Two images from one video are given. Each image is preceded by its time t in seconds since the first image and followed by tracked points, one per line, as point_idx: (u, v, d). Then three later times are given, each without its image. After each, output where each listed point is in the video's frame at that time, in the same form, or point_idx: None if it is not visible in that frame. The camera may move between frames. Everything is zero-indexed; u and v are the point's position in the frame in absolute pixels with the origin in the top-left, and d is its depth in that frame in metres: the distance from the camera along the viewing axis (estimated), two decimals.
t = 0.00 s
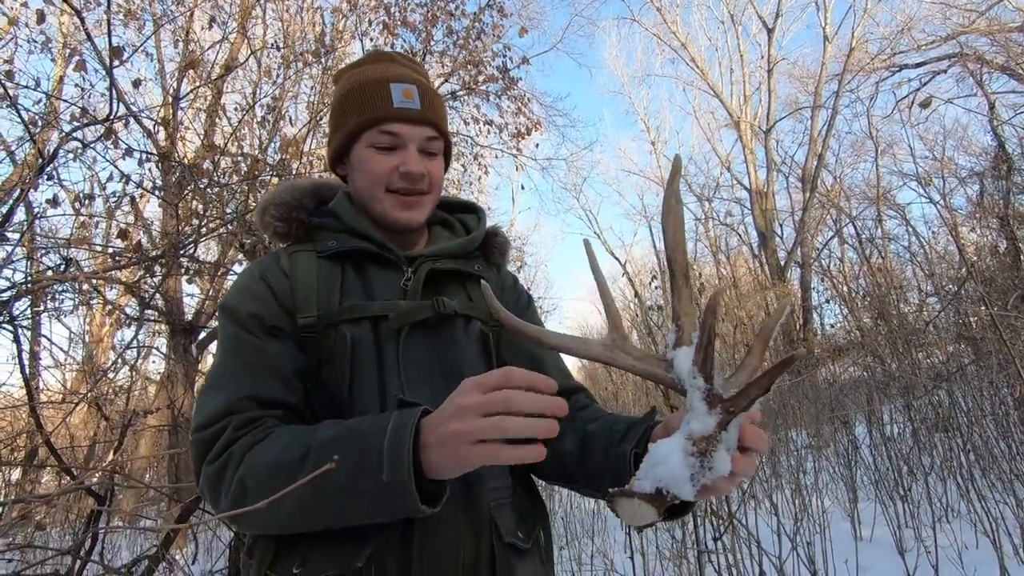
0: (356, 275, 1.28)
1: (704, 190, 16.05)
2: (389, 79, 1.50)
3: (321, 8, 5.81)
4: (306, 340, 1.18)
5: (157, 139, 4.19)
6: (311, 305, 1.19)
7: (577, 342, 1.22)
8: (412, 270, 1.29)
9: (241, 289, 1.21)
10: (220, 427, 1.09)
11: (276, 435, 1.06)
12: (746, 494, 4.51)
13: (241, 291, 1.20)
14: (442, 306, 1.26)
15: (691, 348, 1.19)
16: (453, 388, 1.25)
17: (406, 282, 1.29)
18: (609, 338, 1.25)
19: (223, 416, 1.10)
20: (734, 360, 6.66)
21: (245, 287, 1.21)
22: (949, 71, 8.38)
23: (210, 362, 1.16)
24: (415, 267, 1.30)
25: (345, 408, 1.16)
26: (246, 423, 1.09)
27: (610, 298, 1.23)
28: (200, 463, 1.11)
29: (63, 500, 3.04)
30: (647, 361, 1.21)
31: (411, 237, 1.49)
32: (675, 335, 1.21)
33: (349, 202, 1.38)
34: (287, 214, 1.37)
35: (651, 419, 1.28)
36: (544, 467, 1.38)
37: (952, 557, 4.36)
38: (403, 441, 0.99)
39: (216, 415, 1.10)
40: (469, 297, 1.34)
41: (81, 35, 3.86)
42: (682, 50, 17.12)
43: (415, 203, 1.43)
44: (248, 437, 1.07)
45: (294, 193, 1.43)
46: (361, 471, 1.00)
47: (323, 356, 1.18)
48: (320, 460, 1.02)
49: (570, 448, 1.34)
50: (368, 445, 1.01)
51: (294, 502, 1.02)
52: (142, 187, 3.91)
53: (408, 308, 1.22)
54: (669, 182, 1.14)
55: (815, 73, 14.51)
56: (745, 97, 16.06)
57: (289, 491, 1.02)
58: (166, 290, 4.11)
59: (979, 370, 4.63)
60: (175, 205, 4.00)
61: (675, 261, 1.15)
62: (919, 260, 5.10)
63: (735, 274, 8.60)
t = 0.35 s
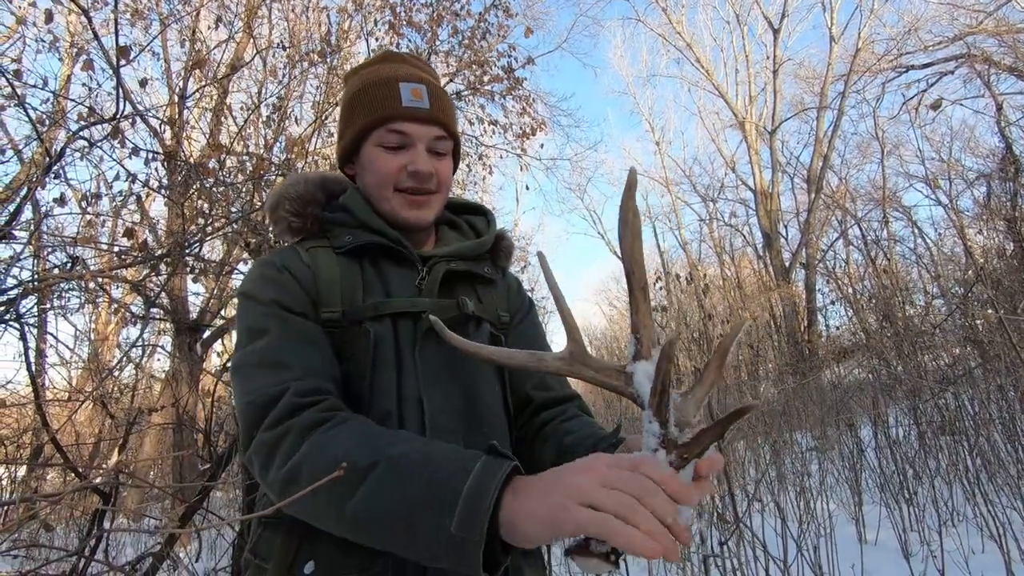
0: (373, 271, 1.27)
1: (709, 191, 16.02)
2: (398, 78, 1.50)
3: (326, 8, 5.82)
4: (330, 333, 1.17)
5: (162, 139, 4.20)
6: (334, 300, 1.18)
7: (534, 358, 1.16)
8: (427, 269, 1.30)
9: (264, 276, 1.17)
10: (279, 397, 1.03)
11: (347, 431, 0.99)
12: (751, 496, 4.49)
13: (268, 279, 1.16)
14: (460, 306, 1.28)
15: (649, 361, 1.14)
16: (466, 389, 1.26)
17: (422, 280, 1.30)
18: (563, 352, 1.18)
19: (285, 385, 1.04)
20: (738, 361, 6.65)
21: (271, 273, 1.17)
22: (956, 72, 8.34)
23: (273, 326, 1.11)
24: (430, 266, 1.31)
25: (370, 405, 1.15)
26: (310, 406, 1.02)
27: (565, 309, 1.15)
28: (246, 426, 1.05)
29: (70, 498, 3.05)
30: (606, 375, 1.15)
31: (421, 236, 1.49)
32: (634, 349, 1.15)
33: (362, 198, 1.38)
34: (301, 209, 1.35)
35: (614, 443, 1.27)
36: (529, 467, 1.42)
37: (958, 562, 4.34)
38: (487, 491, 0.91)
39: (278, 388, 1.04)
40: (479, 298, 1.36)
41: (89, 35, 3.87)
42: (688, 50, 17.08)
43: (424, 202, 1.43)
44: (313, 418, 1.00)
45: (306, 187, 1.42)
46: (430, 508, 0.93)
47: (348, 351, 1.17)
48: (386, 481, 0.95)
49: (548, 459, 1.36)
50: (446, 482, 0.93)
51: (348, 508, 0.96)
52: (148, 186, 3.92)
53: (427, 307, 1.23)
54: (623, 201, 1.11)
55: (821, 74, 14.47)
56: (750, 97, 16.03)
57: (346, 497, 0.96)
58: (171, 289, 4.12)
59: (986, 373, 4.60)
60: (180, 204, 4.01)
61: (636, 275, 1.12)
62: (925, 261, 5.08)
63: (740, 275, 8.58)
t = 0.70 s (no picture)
0: (382, 270, 1.27)
1: (712, 191, 15.98)
2: (409, 76, 1.50)
3: (331, 8, 5.82)
4: (334, 332, 1.16)
5: (168, 138, 4.21)
6: (341, 299, 1.18)
7: (553, 365, 1.17)
8: (437, 269, 1.31)
9: (268, 275, 1.16)
10: (274, 420, 1.01)
11: (346, 461, 0.98)
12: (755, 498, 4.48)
13: (270, 277, 1.16)
14: (470, 307, 1.28)
15: (669, 360, 1.16)
16: (476, 390, 1.26)
17: (431, 280, 1.30)
18: (582, 356, 1.19)
19: (281, 408, 1.02)
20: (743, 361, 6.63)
21: (274, 273, 1.16)
22: (961, 73, 8.31)
23: (266, 339, 1.09)
24: (440, 266, 1.31)
25: (377, 405, 1.16)
26: (305, 433, 1.01)
27: (584, 317, 1.16)
28: (240, 444, 1.04)
29: (74, 496, 3.06)
30: (625, 377, 1.17)
31: (430, 236, 1.49)
32: (652, 349, 1.17)
33: (371, 197, 1.39)
34: (309, 206, 1.36)
35: (639, 437, 1.28)
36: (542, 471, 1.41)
37: (964, 565, 4.33)
38: (490, 532, 0.92)
39: (272, 413, 1.02)
40: (488, 299, 1.36)
41: (94, 34, 3.88)
42: (692, 50, 17.04)
43: (434, 202, 1.43)
44: (309, 446, 0.99)
45: (315, 183, 1.42)
46: (434, 545, 0.94)
47: (353, 351, 1.17)
48: (388, 515, 0.96)
49: (565, 458, 1.36)
50: (451, 519, 0.94)
51: (347, 538, 0.97)
52: (154, 185, 3.93)
53: (436, 307, 1.24)
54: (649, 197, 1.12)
55: (825, 74, 14.43)
56: (754, 98, 16.00)
57: (347, 530, 0.97)
58: (176, 288, 4.13)
59: (991, 376, 4.58)
60: (185, 204, 4.01)
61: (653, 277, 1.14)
62: (930, 263, 5.06)
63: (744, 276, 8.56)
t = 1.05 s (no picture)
0: (383, 273, 1.28)
1: (715, 194, 15.98)
2: (410, 83, 1.50)
3: (333, 11, 5.83)
4: (334, 334, 1.17)
5: (170, 140, 4.21)
6: (342, 302, 1.18)
7: (546, 376, 1.14)
8: (439, 272, 1.31)
9: (270, 275, 1.16)
10: (267, 417, 1.00)
11: (335, 456, 0.96)
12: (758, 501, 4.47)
13: (273, 278, 1.16)
14: (471, 311, 1.28)
15: (658, 358, 1.16)
16: (479, 395, 1.26)
17: (432, 283, 1.30)
18: (574, 363, 1.17)
19: (275, 405, 1.01)
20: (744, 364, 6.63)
21: (276, 273, 1.16)
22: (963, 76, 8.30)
23: (267, 339, 1.09)
24: (441, 270, 1.31)
25: (377, 407, 1.16)
26: (297, 430, 0.99)
27: (571, 322, 1.14)
28: (234, 441, 1.02)
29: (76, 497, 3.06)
30: (618, 380, 1.15)
31: (432, 241, 1.50)
32: (638, 349, 1.17)
33: (373, 201, 1.39)
34: (312, 208, 1.36)
35: (637, 434, 1.29)
36: (543, 476, 1.41)
37: (967, 569, 4.32)
38: (470, 531, 0.87)
39: (265, 409, 1.01)
40: (489, 304, 1.37)
41: (98, 37, 3.89)
42: (694, 53, 17.03)
43: (434, 209, 1.44)
44: (300, 442, 0.97)
45: (316, 186, 1.42)
46: (415, 544, 0.89)
47: (353, 353, 1.17)
48: (374, 508, 0.92)
49: (565, 460, 1.36)
50: (433, 517, 0.90)
51: (331, 534, 0.94)
52: (156, 187, 3.93)
53: (437, 312, 1.24)
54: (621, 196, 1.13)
55: (826, 77, 14.43)
56: (756, 100, 16.00)
57: (331, 525, 0.93)
58: (178, 290, 4.13)
59: (994, 379, 4.57)
60: (188, 205, 4.02)
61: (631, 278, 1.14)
62: (932, 266, 5.05)
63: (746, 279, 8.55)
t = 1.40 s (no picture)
0: (380, 277, 1.28)
1: (715, 197, 15.98)
2: (405, 87, 1.50)
3: (334, 14, 5.84)
4: (331, 337, 1.17)
5: (171, 142, 4.22)
6: (339, 305, 1.19)
7: (539, 392, 1.12)
8: (435, 277, 1.31)
9: (267, 279, 1.17)
10: (258, 421, 1.00)
11: (320, 450, 0.96)
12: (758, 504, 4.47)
13: (270, 282, 1.16)
14: (466, 316, 1.29)
15: (649, 367, 1.14)
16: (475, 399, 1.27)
17: (429, 287, 1.30)
18: (564, 377, 1.16)
19: (266, 408, 1.01)
20: (743, 367, 6.62)
21: (270, 277, 1.17)
22: (963, 80, 8.31)
23: (257, 343, 1.09)
24: (438, 273, 1.32)
25: (372, 409, 1.16)
26: (286, 429, 0.99)
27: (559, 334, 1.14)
28: (226, 446, 1.02)
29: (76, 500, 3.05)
30: (611, 390, 1.14)
31: (430, 245, 1.50)
32: (629, 359, 1.15)
33: (372, 205, 1.39)
34: (309, 212, 1.36)
35: (632, 438, 1.29)
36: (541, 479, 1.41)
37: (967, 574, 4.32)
38: (448, 503, 0.86)
39: (256, 413, 1.01)
40: (486, 308, 1.37)
41: (99, 39, 3.90)
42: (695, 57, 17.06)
43: (432, 212, 1.44)
44: (287, 440, 0.97)
45: (315, 191, 1.42)
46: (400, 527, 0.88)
47: (348, 356, 1.17)
48: (356, 497, 0.91)
49: (563, 464, 1.36)
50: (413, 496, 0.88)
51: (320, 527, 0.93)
52: (157, 189, 3.94)
53: (434, 316, 1.24)
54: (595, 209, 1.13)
55: (826, 81, 14.44)
56: (756, 104, 16.01)
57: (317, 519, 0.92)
58: (179, 292, 4.13)
59: (994, 384, 4.57)
60: (188, 207, 4.03)
61: (614, 286, 1.14)
62: (931, 270, 5.06)
63: (746, 282, 8.54)
